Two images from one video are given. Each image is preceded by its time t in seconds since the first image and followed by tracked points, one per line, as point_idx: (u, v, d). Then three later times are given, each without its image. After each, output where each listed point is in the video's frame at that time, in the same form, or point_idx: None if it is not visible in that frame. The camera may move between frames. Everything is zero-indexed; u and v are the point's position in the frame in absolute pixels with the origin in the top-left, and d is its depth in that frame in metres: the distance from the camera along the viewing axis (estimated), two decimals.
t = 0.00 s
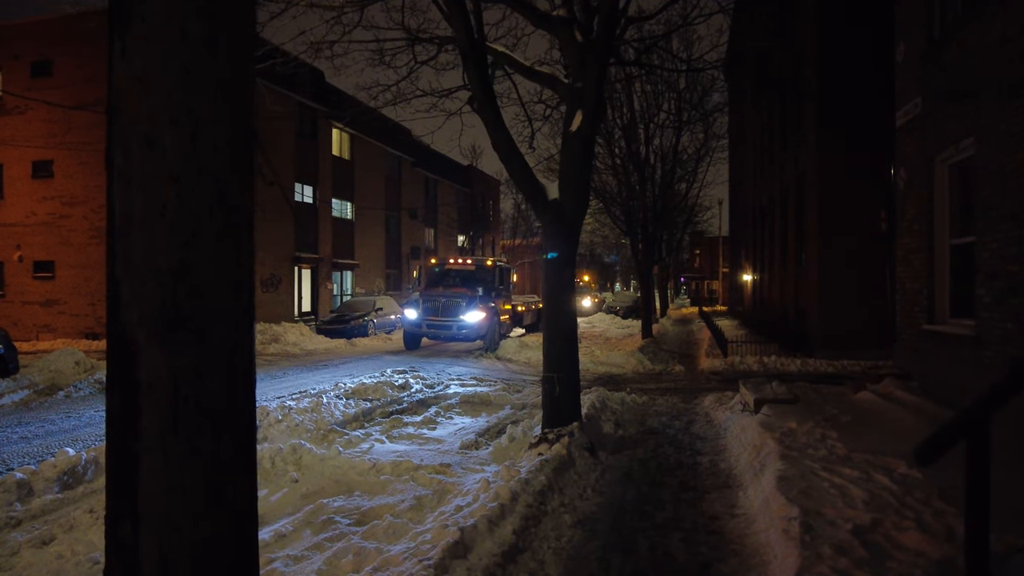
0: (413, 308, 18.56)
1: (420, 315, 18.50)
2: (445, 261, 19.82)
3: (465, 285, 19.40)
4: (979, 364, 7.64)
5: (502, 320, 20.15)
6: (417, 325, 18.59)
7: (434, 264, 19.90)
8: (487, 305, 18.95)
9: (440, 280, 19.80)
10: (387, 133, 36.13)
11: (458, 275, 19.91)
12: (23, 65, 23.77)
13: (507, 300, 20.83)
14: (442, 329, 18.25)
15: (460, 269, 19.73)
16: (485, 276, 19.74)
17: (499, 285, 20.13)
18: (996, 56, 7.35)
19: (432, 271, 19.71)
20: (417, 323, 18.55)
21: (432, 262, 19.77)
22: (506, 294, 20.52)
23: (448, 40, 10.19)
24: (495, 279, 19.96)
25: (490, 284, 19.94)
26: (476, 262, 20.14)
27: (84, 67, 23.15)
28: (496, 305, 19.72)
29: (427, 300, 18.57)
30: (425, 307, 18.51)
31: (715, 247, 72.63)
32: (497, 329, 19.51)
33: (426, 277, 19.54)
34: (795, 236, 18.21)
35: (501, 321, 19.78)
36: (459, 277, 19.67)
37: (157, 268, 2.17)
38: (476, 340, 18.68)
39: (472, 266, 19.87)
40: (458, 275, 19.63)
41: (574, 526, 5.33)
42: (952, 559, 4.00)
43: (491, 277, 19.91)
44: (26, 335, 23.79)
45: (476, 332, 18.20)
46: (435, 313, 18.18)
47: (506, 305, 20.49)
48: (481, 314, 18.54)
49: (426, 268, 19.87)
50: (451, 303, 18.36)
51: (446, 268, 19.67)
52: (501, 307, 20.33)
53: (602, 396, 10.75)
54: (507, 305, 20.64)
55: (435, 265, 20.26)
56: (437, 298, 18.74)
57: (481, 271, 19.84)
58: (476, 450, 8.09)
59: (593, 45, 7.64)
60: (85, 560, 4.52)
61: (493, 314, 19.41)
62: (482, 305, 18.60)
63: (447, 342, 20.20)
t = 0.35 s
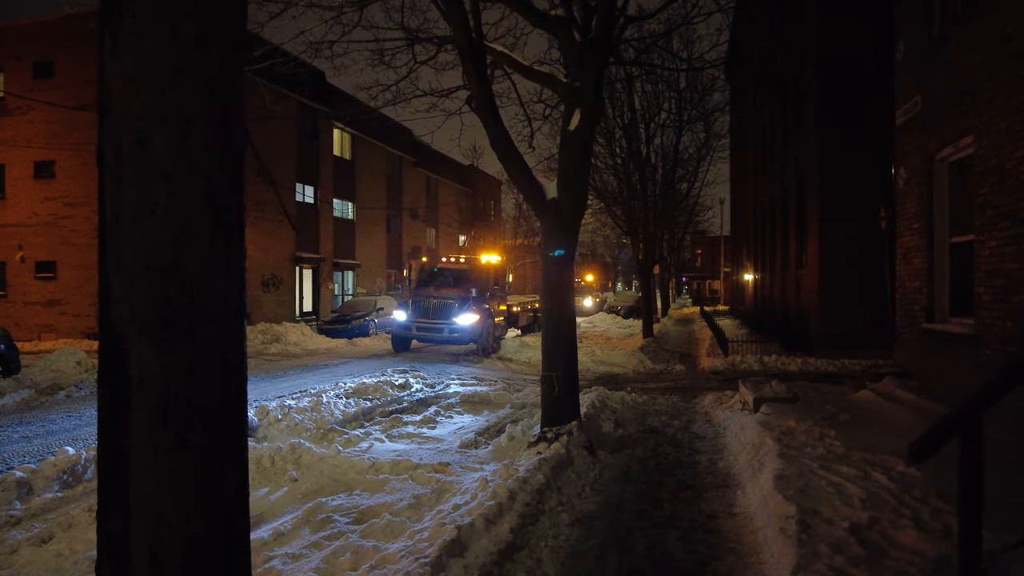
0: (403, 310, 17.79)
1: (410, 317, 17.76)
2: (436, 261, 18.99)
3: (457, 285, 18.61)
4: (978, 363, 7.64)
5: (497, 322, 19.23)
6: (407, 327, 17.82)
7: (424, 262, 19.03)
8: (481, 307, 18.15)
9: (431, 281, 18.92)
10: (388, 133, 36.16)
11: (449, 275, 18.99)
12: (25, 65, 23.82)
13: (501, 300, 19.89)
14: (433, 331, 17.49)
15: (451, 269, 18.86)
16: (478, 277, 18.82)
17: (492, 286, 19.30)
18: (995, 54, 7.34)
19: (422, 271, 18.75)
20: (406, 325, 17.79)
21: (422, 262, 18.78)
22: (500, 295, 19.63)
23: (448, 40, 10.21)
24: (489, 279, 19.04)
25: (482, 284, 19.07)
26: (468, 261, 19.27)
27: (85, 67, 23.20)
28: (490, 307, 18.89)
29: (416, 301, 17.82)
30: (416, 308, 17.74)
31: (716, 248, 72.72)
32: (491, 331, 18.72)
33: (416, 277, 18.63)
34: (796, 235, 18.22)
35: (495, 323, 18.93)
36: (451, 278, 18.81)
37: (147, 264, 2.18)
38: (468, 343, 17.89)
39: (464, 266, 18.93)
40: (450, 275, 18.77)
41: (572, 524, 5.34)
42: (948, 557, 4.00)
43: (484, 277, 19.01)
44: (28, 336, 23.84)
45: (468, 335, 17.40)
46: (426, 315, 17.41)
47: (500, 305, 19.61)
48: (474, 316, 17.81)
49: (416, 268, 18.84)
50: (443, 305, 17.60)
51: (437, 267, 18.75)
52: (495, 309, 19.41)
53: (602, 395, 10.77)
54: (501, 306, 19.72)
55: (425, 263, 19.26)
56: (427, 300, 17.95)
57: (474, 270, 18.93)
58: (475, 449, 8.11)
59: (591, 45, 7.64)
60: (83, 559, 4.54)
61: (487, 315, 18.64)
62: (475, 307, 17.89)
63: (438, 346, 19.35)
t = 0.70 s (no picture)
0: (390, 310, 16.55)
1: (397, 319, 16.53)
2: (427, 258, 17.82)
3: (449, 285, 17.35)
4: (981, 363, 7.58)
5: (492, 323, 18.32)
6: (394, 329, 16.63)
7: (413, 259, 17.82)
8: (473, 308, 16.87)
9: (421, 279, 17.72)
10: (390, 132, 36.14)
11: (441, 273, 17.87)
12: (26, 65, 23.83)
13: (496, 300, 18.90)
14: (422, 334, 16.24)
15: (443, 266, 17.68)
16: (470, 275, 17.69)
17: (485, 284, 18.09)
18: (998, 51, 7.29)
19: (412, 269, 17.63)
20: (394, 327, 16.58)
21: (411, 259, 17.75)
22: (496, 294, 18.56)
23: (449, 39, 10.18)
24: (482, 278, 17.81)
25: (476, 284, 17.84)
26: (460, 258, 18.05)
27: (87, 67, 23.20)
28: (483, 307, 17.68)
29: (404, 301, 16.58)
30: (403, 309, 16.47)
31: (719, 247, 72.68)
32: (483, 333, 17.48)
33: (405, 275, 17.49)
34: (799, 235, 18.16)
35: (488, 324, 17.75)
36: (442, 276, 17.57)
37: (135, 262, 2.15)
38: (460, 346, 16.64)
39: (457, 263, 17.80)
40: (441, 273, 17.50)
41: (572, 525, 5.30)
42: (952, 558, 3.96)
43: (477, 276, 17.76)
44: (30, 335, 23.85)
45: (460, 337, 16.16)
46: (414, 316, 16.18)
47: (494, 305, 18.53)
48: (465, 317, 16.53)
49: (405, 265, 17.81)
50: (432, 306, 16.32)
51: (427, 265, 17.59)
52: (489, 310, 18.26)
53: (603, 395, 10.72)
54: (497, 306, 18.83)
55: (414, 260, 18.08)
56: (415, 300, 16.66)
57: (466, 268, 17.73)
58: (476, 449, 8.08)
59: (591, 44, 7.60)
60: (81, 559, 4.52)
61: (480, 317, 17.39)
62: (467, 308, 16.62)
63: (428, 348, 18.14)
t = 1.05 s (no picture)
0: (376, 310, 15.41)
1: (384, 319, 15.36)
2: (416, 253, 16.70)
3: (439, 283, 16.21)
4: (990, 363, 7.46)
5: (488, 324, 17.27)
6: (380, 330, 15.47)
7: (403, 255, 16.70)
8: (465, 308, 15.66)
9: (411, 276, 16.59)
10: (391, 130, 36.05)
11: (432, 270, 16.81)
12: (26, 63, 23.76)
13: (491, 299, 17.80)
14: (409, 335, 15.04)
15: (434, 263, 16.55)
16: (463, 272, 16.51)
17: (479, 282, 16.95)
18: (1007, 45, 7.16)
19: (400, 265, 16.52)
20: (380, 327, 15.45)
21: (400, 255, 16.67)
22: (491, 293, 17.50)
23: (449, 34, 10.07)
24: (475, 276, 16.70)
25: (469, 282, 16.74)
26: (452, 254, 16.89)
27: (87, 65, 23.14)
28: (476, 308, 16.58)
29: (391, 300, 15.39)
30: (390, 309, 15.32)
31: (721, 246, 72.60)
32: (476, 335, 16.31)
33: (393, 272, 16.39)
34: (802, 233, 18.04)
35: (482, 325, 16.65)
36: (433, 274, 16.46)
37: (105, 257, 2.07)
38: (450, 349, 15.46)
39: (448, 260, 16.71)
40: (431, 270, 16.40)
41: (573, 528, 5.20)
42: (965, 565, 3.85)
43: (470, 274, 16.65)
44: (31, 334, 23.79)
45: (450, 340, 14.99)
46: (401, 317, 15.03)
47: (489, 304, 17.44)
48: (457, 318, 15.32)
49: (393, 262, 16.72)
50: (421, 305, 15.11)
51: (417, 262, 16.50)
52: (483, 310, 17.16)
53: (604, 394, 10.62)
54: (493, 305, 17.82)
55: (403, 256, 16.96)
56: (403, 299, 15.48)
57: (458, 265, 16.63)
58: (476, 449, 7.98)
59: (593, 38, 7.48)
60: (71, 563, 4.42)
61: (473, 318, 16.21)
62: (459, 308, 15.41)
63: (418, 350, 16.97)
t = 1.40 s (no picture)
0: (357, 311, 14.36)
1: (367, 319, 14.30)
2: (402, 250, 15.82)
3: (427, 282, 15.29)
4: (1001, 364, 7.32)
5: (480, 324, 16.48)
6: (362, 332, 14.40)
7: (388, 252, 15.79)
8: (453, 308, 14.63)
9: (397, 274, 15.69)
10: (392, 128, 35.94)
11: (420, 267, 15.93)
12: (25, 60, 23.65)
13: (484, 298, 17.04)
14: (393, 338, 13.99)
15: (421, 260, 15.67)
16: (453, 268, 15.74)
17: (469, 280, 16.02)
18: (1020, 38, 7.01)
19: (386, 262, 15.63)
20: (363, 329, 14.40)
21: (386, 251, 15.81)
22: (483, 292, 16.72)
23: (450, 29, 9.91)
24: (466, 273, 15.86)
25: (459, 280, 15.85)
26: (440, 251, 16.00)
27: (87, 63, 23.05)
28: (467, 307, 15.71)
29: (375, 300, 14.34)
30: (373, 310, 14.28)
31: (722, 244, 72.48)
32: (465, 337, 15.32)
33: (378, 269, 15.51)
34: (806, 231, 17.87)
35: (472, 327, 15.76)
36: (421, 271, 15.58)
37: (68, 255, 2.02)
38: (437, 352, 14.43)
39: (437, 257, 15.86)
40: (419, 267, 15.52)
41: (577, 533, 5.06)
42: None
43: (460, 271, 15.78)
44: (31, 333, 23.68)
45: (438, 343, 13.98)
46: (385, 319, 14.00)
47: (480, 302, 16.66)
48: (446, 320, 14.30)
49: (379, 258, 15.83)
50: (407, 306, 14.07)
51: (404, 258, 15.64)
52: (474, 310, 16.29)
53: (608, 394, 10.47)
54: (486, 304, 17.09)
55: (388, 253, 16.04)
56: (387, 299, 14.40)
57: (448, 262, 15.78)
58: (477, 451, 7.84)
59: (597, 31, 7.32)
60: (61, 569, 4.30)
61: (463, 319, 15.23)
62: (448, 310, 14.40)
63: (402, 353, 15.95)
